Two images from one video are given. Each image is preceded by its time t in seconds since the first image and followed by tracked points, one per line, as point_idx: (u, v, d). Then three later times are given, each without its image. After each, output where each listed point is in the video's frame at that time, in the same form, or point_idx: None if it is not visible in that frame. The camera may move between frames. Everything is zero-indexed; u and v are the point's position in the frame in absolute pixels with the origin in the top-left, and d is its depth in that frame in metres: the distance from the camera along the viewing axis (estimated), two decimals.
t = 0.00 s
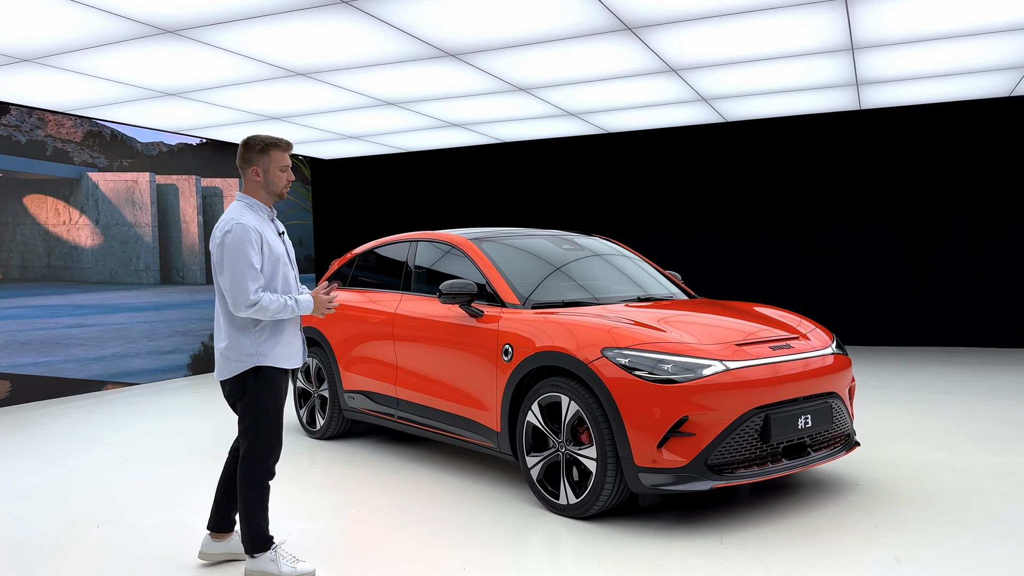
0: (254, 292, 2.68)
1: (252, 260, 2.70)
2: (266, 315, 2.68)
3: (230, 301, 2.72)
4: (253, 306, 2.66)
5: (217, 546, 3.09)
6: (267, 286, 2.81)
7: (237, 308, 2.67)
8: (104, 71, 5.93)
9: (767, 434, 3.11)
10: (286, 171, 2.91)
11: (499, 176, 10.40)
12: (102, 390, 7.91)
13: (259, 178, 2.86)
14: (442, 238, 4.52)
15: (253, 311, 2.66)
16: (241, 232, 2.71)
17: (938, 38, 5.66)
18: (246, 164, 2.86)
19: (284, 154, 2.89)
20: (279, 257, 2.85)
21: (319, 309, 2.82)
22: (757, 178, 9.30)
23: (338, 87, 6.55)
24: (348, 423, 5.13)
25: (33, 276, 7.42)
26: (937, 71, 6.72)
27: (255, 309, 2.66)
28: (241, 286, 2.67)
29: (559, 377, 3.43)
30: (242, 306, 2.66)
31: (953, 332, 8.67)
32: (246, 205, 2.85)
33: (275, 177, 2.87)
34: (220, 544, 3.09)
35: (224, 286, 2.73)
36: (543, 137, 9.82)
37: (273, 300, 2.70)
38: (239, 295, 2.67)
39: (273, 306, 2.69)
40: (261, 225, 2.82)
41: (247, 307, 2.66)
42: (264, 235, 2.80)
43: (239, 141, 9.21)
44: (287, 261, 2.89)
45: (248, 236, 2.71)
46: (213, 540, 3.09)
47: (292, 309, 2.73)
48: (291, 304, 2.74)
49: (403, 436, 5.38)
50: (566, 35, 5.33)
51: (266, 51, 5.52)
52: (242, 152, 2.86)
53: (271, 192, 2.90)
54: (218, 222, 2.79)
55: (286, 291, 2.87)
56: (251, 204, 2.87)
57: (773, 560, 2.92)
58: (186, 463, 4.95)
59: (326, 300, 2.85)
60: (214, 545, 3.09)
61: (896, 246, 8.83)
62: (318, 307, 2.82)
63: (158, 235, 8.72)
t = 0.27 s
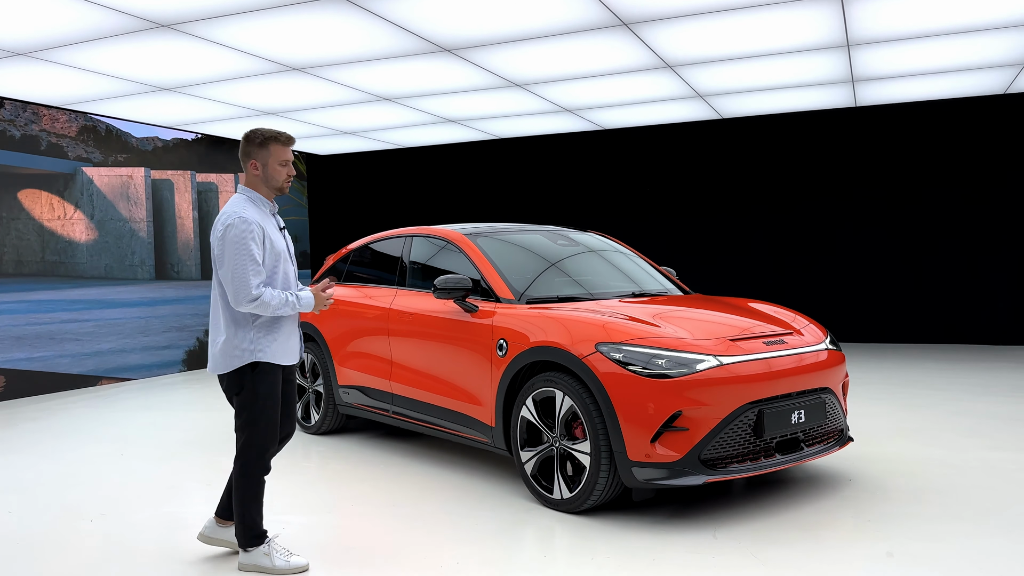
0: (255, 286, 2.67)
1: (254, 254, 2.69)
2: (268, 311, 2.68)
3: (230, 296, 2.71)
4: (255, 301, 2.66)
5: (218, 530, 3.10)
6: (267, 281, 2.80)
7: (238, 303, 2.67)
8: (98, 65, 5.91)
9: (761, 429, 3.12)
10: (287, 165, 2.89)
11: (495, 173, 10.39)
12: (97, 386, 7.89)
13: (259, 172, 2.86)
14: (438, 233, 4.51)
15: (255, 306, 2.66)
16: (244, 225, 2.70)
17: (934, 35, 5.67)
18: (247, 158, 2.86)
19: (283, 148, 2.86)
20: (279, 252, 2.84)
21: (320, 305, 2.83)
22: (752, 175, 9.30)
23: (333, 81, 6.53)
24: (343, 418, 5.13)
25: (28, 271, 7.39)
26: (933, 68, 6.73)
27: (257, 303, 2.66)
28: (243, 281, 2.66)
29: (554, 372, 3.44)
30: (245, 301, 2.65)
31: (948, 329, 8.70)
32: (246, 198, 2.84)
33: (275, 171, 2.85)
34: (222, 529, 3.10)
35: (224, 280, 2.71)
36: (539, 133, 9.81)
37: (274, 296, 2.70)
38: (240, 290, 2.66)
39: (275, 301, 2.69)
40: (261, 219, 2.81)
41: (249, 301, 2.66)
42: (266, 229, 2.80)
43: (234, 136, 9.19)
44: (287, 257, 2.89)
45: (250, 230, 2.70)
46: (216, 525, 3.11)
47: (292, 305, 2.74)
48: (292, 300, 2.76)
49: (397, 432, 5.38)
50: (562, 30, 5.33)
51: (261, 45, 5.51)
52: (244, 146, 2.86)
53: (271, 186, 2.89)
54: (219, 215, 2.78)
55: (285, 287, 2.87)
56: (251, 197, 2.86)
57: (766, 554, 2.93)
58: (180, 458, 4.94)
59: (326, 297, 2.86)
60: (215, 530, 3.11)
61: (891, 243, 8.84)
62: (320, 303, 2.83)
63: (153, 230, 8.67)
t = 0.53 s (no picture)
0: (227, 277, 2.66)
1: (228, 245, 2.70)
2: (239, 302, 2.65)
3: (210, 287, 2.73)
4: (225, 292, 2.65)
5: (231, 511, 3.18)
6: (249, 273, 2.79)
7: (213, 294, 2.68)
8: (94, 60, 5.89)
9: (755, 424, 3.12)
10: (272, 159, 2.85)
11: (492, 168, 10.38)
12: (93, 381, 7.88)
13: (245, 167, 2.86)
14: (434, 229, 4.51)
15: (226, 297, 2.65)
16: (220, 217, 2.72)
17: (932, 31, 5.66)
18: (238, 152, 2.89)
19: (265, 142, 2.81)
20: (263, 244, 2.83)
21: (302, 297, 2.76)
22: (750, 171, 9.30)
23: (329, 76, 6.51)
24: (339, 413, 5.13)
25: (24, 266, 7.37)
26: (930, 64, 6.73)
27: (227, 295, 2.65)
28: (215, 272, 2.67)
29: (549, 368, 3.44)
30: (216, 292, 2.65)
31: (944, 325, 8.71)
32: (235, 192, 2.87)
33: (258, 166, 2.83)
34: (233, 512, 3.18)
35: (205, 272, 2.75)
36: (536, 129, 9.80)
37: (247, 287, 2.67)
38: (213, 281, 2.67)
39: (245, 293, 2.65)
40: (245, 211, 2.82)
41: (220, 292, 2.66)
42: (247, 221, 2.80)
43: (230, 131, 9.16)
44: (274, 249, 2.87)
45: (225, 221, 2.71)
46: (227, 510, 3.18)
47: (267, 297, 2.69)
48: (269, 292, 2.71)
49: (394, 427, 5.38)
50: (559, 26, 5.32)
51: (257, 40, 5.49)
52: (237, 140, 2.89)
53: (258, 181, 2.87)
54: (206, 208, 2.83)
55: (271, 279, 2.85)
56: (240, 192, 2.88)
57: (761, 550, 2.94)
58: (176, 453, 4.94)
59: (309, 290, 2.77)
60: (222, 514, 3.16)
61: (888, 239, 8.85)
62: (303, 295, 2.76)
63: (149, 226, 8.67)
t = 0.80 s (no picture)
0: (196, 272, 2.67)
1: (199, 240, 2.71)
2: (204, 297, 2.65)
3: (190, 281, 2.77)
4: (192, 286, 2.66)
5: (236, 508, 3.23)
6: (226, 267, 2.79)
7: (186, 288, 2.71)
8: (89, 56, 5.86)
9: (752, 421, 3.12)
10: (257, 152, 2.82)
11: (489, 165, 10.36)
12: (90, 378, 7.87)
13: (234, 163, 2.86)
14: (430, 226, 4.49)
15: (193, 291, 2.66)
16: (196, 212, 2.74)
17: (929, 27, 5.65)
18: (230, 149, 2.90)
19: (249, 136, 2.79)
20: (241, 238, 2.82)
21: (268, 294, 2.67)
22: (747, 168, 9.29)
23: (325, 73, 6.49)
24: (335, 411, 5.12)
25: (20, 263, 7.35)
26: (927, 60, 6.72)
27: (194, 289, 2.66)
28: (186, 266, 2.70)
29: (545, 365, 3.43)
30: (185, 286, 2.68)
31: (942, 322, 8.71)
32: (228, 190, 2.89)
33: (243, 160, 2.81)
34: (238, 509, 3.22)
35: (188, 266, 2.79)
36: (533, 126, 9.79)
37: (212, 282, 2.65)
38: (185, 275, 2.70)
39: (209, 288, 2.64)
40: (227, 206, 2.83)
41: (189, 286, 2.68)
42: (225, 216, 2.79)
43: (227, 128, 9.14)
44: (255, 244, 2.85)
45: (199, 216, 2.73)
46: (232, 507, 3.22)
47: (232, 292, 2.65)
48: (234, 287, 2.67)
49: (390, 424, 5.37)
50: (556, 22, 5.31)
51: (253, 36, 5.47)
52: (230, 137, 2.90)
53: (247, 175, 2.86)
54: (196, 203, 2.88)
55: (251, 274, 2.83)
56: (232, 188, 2.90)
57: (758, 547, 2.93)
58: (172, 451, 4.93)
59: (282, 287, 2.68)
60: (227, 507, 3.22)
61: (885, 235, 8.85)
62: (271, 291, 2.67)
63: (145, 223, 8.64)
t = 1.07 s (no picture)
0: (188, 269, 2.70)
1: (190, 239, 2.73)
2: (195, 294, 2.67)
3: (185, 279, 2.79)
4: (184, 284, 2.68)
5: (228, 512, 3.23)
6: (219, 265, 2.81)
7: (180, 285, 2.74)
8: (86, 54, 5.84)
9: (749, 419, 3.11)
10: (249, 150, 2.83)
11: (487, 163, 10.35)
12: (88, 377, 7.86)
13: (228, 161, 2.88)
14: (428, 223, 4.49)
15: (185, 288, 2.69)
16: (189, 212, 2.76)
17: (928, 24, 5.64)
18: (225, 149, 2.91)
19: (242, 134, 2.81)
20: (234, 237, 2.82)
21: (256, 292, 2.66)
22: (746, 165, 9.28)
23: (323, 71, 6.48)
24: (334, 409, 5.11)
25: (18, 262, 7.34)
26: (926, 57, 6.71)
27: (186, 286, 2.68)
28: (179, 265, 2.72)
29: (543, 362, 3.42)
30: (178, 284, 2.71)
31: (940, 319, 8.71)
32: (223, 189, 2.91)
33: (235, 158, 2.83)
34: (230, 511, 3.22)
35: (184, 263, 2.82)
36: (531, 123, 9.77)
37: (202, 280, 2.66)
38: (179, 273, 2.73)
39: (199, 286, 2.66)
40: (220, 205, 2.84)
41: (182, 284, 2.70)
42: (217, 214, 2.80)
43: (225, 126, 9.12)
44: (247, 243, 2.84)
45: (191, 216, 2.75)
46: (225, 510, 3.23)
47: (222, 290, 2.66)
48: (224, 285, 2.67)
49: (389, 422, 5.37)
50: (554, 19, 5.29)
51: (250, 34, 5.46)
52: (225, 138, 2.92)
53: (240, 174, 2.87)
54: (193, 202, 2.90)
55: (244, 272, 2.83)
56: (227, 188, 2.91)
57: (756, 545, 2.93)
58: (170, 449, 4.92)
59: (273, 287, 2.68)
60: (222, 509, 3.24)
61: (884, 232, 8.84)
62: (258, 290, 2.66)
63: (143, 221, 8.62)
